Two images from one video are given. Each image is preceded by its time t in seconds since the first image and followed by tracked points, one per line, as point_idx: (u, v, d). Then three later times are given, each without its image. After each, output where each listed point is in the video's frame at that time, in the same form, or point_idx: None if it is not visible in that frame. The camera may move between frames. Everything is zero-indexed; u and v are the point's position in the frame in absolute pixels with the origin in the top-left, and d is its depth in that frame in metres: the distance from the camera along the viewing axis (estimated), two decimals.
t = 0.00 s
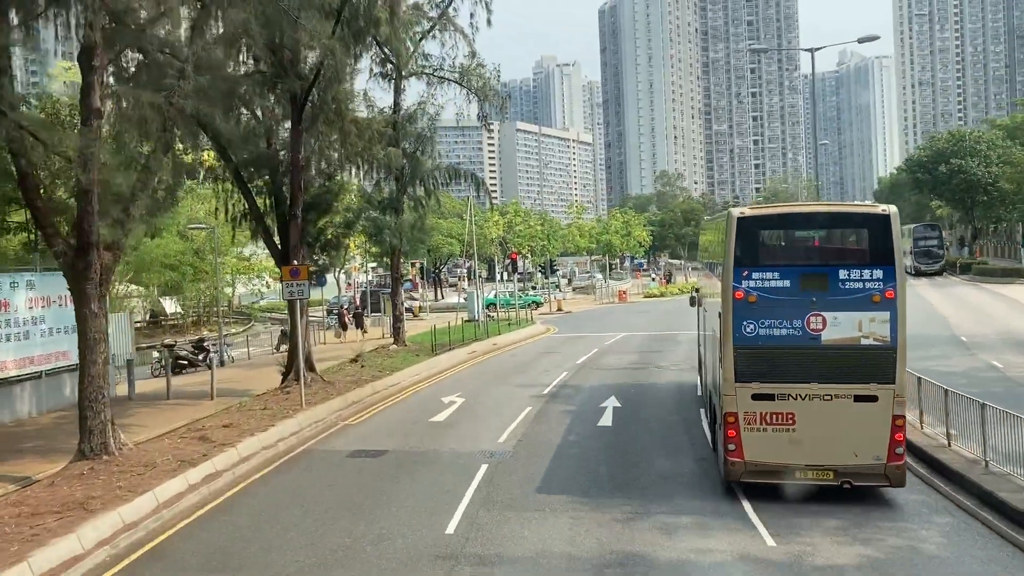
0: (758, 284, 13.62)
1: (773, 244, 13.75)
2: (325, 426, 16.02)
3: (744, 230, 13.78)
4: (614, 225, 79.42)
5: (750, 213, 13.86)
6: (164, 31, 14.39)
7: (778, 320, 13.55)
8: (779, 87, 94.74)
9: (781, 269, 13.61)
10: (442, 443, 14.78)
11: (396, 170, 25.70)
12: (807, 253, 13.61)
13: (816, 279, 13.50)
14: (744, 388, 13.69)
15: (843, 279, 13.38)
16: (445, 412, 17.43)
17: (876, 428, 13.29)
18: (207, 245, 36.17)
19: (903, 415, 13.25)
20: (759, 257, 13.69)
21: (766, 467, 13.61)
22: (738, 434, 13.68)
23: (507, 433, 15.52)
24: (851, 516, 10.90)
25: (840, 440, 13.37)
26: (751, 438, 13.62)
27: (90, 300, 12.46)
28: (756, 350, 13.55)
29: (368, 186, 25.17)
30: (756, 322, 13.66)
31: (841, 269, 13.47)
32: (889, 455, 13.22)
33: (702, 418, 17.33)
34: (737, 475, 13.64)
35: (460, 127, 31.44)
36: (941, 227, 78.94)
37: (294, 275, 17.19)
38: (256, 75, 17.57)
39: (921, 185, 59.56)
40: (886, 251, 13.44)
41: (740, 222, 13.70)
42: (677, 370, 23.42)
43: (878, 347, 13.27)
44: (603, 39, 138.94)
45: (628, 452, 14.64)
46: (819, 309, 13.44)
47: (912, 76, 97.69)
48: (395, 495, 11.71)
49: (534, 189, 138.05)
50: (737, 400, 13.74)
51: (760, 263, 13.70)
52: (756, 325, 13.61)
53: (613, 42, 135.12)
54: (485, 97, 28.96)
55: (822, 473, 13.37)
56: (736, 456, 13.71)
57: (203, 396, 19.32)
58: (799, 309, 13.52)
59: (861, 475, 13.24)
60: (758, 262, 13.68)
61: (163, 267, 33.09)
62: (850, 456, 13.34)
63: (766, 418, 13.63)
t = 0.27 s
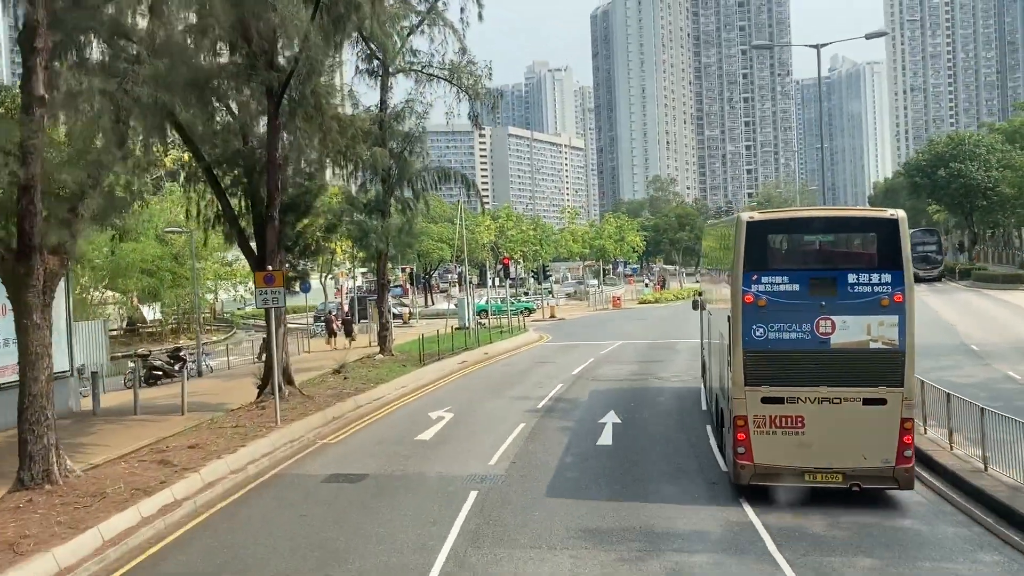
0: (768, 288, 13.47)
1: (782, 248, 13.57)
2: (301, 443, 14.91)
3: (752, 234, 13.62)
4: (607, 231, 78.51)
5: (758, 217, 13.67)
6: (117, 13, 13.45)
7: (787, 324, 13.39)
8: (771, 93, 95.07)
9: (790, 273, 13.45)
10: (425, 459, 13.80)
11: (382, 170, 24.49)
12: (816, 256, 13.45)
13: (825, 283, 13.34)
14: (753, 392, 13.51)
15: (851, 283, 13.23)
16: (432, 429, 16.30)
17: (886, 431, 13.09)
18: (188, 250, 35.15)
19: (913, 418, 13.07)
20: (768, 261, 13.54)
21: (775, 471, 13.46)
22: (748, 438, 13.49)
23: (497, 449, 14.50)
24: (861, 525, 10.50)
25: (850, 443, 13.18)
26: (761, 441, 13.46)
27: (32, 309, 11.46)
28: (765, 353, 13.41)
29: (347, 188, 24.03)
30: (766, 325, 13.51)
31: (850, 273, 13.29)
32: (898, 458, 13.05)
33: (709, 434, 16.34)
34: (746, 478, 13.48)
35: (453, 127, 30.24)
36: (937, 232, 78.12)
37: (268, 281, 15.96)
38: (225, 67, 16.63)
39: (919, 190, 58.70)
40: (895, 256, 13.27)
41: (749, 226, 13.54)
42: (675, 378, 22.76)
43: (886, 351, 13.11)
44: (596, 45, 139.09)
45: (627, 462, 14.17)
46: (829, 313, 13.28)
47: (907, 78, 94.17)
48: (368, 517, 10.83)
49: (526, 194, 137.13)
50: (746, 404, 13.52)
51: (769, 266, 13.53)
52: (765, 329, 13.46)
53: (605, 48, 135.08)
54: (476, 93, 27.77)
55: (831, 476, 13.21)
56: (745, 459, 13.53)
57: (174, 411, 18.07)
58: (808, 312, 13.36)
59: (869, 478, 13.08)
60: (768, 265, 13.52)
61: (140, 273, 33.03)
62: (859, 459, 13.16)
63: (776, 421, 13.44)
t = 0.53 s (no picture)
0: (775, 292, 12.93)
1: (788, 251, 13.03)
2: (272, 467, 13.60)
3: (759, 238, 13.07)
4: (600, 235, 77.34)
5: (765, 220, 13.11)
6: None
7: (795, 328, 12.86)
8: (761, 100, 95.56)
9: (797, 276, 12.93)
10: (407, 485, 12.62)
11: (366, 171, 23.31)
12: (824, 260, 12.90)
13: (832, 286, 12.84)
14: (759, 395, 12.99)
15: (858, 287, 12.71)
16: (418, 450, 15.00)
17: (894, 434, 12.59)
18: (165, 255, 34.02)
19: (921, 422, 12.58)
20: (774, 265, 12.99)
21: (780, 475, 12.99)
22: (754, 442, 13.02)
23: (488, 473, 13.25)
24: (877, 548, 9.73)
25: (858, 447, 12.69)
26: (767, 446, 12.98)
27: None
28: (772, 358, 12.89)
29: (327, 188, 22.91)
30: (772, 329, 12.97)
31: (857, 277, 12.76)
32: (905, 462, 12.59)
33: (715, 453, 15.26)
34: (752, 482, 13.02)
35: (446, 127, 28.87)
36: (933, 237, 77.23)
37: (238, 289, 14.54)
38: (195, 57, 15.48)
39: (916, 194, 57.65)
40: (902, 259, 12.74)
41: (755, 230, 12.98)
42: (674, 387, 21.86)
43: (895, 356, 12.57)
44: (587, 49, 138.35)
45: (624, 477, 13.39)
46: (836, 316, 12.78)
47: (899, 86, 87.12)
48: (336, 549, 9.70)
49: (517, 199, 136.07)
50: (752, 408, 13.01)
51: (776, 270, 12.98)
52: (772, 333, 12.90)
53: (597, 52, 134.42)
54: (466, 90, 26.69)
55: (837, 480, 12.76)
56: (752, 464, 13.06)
57: (140, 428, 16.72)
58: (814, 317, 12.84)
59: (877, 482, 12.63)
60: (774, 268, 12.98)
61: (116, 278, 31.95)
62: (866, 463, 12.69)
63: (782, 425, 12.93)
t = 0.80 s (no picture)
0: (783, 294, 12.74)
1: (797, 253, 12.86)
2: (240, 490, 12.37)
3: (768, 240, 12.92)
4: (593, 238, 76.11)
5: (773, 222, 12.96)
6: None
7: (803, 330, 12.68)
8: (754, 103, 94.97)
9: (805, 278, 12.74)
10: (390, 510, 11.49)
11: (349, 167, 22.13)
12: (833, 262, 12.74)
13: (841, 288, 12.65)
14: (768, 397, 12.78)
15: (867, 289, 12.53)
16: (402, 469, 13.76)
17: (903, 437, 12.39)
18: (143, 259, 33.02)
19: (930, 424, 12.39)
20: (783, 266, 12.83)
21: (789, 477, 12.77)
22: (763, 444, 12.81)
23: (479, 497, 12.06)
24: (895, 561, 9.39)
25: (867, 450, 12.48)
26: (776, 449, 12.75)
27: None
28: (781, 360, 12.70)
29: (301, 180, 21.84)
30: (781, 332, 12.79)
31: (865, 279, 12.58)
32: (914, 465, 12.38)
33: (724, 469, 14.26)
34: (760, 485, 12.80)
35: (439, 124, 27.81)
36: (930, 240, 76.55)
37: (202, 293, 13.17)
38: (161, 42, 14.40)
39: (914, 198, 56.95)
40: (911, 260, 12.55)
41: (764, 231, 12.82)
42: (675, 395, 21.02)
43: (903, 357, 12.40)
44: (579, 51, 137.36)
45: (627, 490, 12.71)
46: (844, 318, 12.59)
47: (892, 88, 83.89)
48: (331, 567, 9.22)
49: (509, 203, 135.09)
50: (761, 410, 12.82)
51: (784, 271, 12.79)
52: (781, 335, 12.71)
53: (589, 54, 133.63)
54: (458, 87, 25.69)
55: (846, 482, 12.54)
56: (760, 467, 12.86)
57: (102, 445, 15.47)
58: (823, 318, 12.65)
59: (886, 484, 12.42)
60: (782, 270, 12.80)
61: (91, 282, 30.72)
62: (875, 465, 12.47)
63: (791, 428, 12.71)
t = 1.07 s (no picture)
0: (793, 293, 12.23)
1: (806, 251, 12.33)
2: (200, 517, 11.03)
3: (775, 239, 12.42)
4: (586, 239, 74.83)
5: (781, 220, 12.46)
6: None
7: (813, 330, 12.14)
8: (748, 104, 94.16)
9: (815, 277, 12.20)
10: (369, 537, 10.28)
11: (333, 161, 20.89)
12: (843, 260, 12.22)
13: (851, 287, 12.11)
14: (777, 399, 12.22)
15: (878, 288, 12.01)
16: (385, 490, 12.52)
17: (915, 438, 11.88)
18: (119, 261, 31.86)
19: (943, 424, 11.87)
20: (792, 265, 12.33)
21: (799, 480, 12.24)
22: (772, 446, 12.27)
23: (467, 524, 10.83)
24: None
25: (878, 450, 11.96)
26: (785, 451, 12.20)
27: None
28: (791, 361, 12.16)
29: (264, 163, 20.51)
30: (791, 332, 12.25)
31: (876, 277, 12.07)
32: (927, 467, 11.85)
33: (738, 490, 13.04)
34: (769, 488, 12.27)
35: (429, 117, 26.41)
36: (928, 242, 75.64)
37: (160, 297, 11.72)
38: (122, 21, 13.26)
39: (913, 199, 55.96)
40: (923, 259, 12.04)
41: (773, 229, 12.32)
42: (674, 401, 20.09)
43: (914, 358, 11.86)
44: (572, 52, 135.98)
45: (631, 505, 11.81)
46: (855, 318, 12.05)
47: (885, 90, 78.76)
48: None
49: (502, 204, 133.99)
50: (770, 411, 12.27)
51: (793, 270, 12.28)
52: (791, 335, 12.19)
53: (581, 54, 132.31)
54: (446, 80, 24.42)
55: (857, 484, 12.02)
56: (769, 470, 12.31)
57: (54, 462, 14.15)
58: (833, 318, 12.13)
59: (899, 487, 11.89)
60: (791, 268, 12.28)
61: (70, 272, 30.00)
62: (887, 468, 11.94)
63: (801, 429, 12.17)
